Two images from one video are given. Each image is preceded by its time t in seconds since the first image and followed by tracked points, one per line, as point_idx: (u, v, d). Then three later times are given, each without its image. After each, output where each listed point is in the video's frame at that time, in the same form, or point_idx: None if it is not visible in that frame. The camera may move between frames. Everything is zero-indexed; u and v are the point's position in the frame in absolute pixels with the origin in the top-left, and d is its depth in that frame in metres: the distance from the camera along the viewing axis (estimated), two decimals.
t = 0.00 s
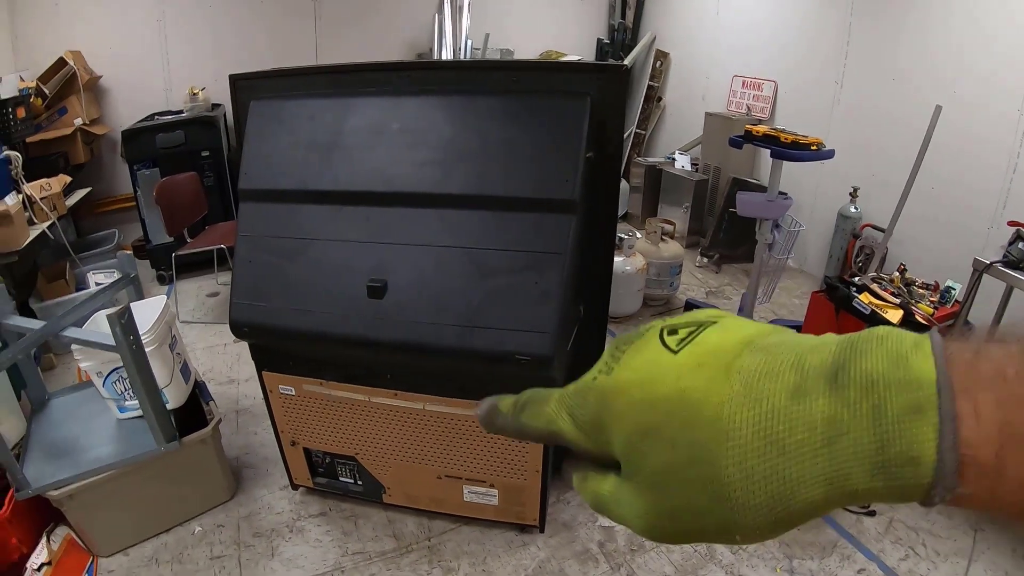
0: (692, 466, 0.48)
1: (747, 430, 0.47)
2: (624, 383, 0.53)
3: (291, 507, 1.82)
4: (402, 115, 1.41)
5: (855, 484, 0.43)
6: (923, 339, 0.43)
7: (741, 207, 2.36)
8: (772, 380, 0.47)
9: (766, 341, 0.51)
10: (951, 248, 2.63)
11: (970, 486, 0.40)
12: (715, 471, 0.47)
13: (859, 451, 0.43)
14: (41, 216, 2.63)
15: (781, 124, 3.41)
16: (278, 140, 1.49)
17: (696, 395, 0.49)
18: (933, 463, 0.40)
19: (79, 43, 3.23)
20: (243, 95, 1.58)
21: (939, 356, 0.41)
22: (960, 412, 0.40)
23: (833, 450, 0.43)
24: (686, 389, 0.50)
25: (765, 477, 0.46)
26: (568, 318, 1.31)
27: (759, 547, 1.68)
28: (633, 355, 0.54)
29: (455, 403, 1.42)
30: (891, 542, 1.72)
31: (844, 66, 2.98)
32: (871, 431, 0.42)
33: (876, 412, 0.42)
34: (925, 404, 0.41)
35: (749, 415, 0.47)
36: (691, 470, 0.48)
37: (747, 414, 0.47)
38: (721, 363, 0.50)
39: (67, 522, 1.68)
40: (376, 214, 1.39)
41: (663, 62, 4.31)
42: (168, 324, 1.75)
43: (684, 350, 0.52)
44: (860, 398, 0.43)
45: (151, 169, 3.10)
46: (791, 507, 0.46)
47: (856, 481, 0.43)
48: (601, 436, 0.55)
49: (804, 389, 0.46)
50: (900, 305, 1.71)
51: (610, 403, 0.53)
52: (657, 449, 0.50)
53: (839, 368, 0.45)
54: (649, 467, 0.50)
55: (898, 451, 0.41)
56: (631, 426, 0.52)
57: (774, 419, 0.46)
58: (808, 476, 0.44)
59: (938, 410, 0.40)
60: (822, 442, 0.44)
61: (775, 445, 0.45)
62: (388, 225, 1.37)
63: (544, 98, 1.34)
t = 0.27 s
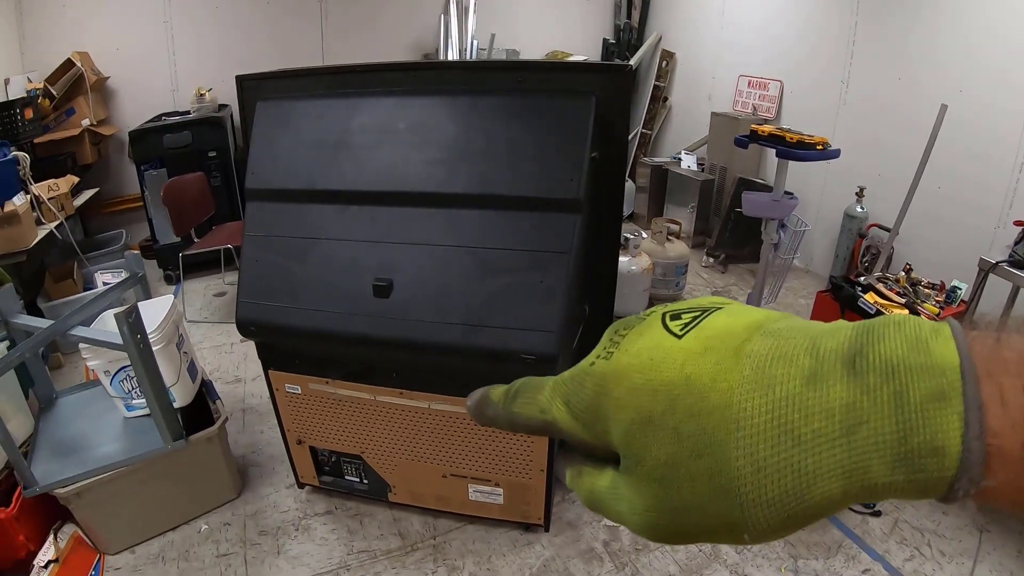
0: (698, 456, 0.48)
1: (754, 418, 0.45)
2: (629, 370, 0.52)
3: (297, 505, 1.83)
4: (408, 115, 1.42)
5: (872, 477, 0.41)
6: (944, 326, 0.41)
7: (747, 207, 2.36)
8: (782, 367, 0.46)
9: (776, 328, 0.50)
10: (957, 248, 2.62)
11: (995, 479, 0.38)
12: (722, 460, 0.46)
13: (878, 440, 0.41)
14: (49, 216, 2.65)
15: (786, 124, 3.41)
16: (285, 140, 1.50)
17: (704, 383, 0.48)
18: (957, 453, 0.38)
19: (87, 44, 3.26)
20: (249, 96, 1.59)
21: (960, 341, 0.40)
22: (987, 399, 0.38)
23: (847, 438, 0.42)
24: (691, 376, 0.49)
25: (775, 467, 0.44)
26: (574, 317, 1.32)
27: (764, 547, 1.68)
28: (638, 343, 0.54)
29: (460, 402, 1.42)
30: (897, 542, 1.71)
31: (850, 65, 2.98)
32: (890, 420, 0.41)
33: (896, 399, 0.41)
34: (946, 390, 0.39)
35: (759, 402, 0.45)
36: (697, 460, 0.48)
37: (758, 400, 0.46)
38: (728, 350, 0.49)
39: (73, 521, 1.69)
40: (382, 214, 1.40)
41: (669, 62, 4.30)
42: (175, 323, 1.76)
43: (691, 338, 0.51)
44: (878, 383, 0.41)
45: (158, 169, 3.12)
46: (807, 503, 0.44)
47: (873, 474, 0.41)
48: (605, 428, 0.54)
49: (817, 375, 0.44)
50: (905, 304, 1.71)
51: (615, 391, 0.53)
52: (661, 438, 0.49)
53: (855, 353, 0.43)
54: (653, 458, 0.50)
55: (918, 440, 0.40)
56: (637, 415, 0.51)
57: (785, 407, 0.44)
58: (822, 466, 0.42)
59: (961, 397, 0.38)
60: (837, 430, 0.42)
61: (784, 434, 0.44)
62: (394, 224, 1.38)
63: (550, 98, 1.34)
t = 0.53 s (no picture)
0: (696, 472, 0.47)
1: (754, 434, 0.44)
2: (627, 384, 0.52)
3: (299, 506, 1.83)
4: (408, 116, 1.42)
5: (877, 496, 0.40)
6: (952, 338, 0.40)
7: (748, 207, 2.36)
8: (783, 382, 0.45)
9: (778, 341, 0.49)
10: (959, 248, 2.62)
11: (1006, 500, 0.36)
12: (721, 477, 0.45)
13: (884, 458, 0.40)
14: (52, 218, 2.66)
15: (788, 124, 3.40)
16: (286, 142, 1.50)
17: (704, 397, 0.48)
18: (965, 472, 0.37)
19: (89, 47, 3.27)
20: (250, 98, 1.59)
21: (969, 355, 0.39)
22: (999, 413, 0.37)
23: (850, 455, 0.41)
24: (690, 391, 0.48)
25: (777, 485, 0.43)
26: (574, 318, 1.32)
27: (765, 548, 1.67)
28: (637, 356, 0.53)
29: (461, 403, 1.42)
30: (899, 543, 1.71)
31: (852, 65, 2.97)
32: (897, 438, 0.39)
33: (904, 416, 0.39)
34: (956, 406, 0.38)
35: (759, 418, 0.45)
36: (695, 476, 0.47)
37: (759, 416, 0.45)
38: (729, 365, 0.48)
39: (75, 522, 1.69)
40: (382, 215, 1.40)
41: (671, 62, 4.32)
42: (177, 325, 1.76)
43: (692, 352, 0.51)
44: (883, 399, 0.40)
45: (160, 171, 3.13)
46: (811, 523, 0.43)
47: (879, 493, 0.40)
48: (602, 443, 0.54)
49: (821, 390, 0.43)
50: (906, 304, 1.71)
51: (613, 405, 0.52)
52: (660, 454, 0.49)
53: (861, 367, 0.42)
54: (651, 473, 0.49)
55: (924, 457, 0.38)
56: (635, 429, 0.50)
57: (788, 423, 0.43)
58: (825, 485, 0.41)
59: (971, 412, 0.37)
60: (842, 447, 0.41)
61: (786, 452, 0.43)
62: (394, 226, 1.38)
63: (549, 99, 1.34)
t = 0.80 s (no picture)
0: (648, 466, 0.40)
1: (723, 419, 0.39)
2: (564, 355, 0.43)
3: (300, 506, 1.83)
4: (407, 117, 1.43)
5: (858, 497, 0.37)
6: (950, 315, 0.38)
7: (748, 205, 2.36)
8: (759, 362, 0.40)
9: (744, 317, 0.44)
10: (960, 246, 2.61)
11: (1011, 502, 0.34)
12: (680, 471, 0.39)
13: (873, 454, 0.36)
14: (53, 220, 2.67)
15: (788, 122, 3.40)
16: (286, 143, 1.50)
17: (663, 378, 0.41)
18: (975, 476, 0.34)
19: (90, 49, 3.28)
20: (250, 99, 1.59)
21: (971, 332, 0.37)
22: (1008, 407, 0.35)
23: (838, 450, 0.37)
24: (645, 368, 0.41)
25: (749, 478, 0.38)
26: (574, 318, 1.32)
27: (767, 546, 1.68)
28: (579, 323, 0.45)
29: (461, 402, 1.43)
30: (900, 541, 1.71)
31: (852, 63, 2.97)
32: (889, 433, 0.36)
33: (898, 407, 0.36)
34: (961, 397, 0.35)
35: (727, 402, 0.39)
36: (646, 468, 0.40)
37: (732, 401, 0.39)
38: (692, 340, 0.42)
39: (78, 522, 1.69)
40: (381, 216, 1.40)
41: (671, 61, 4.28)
42: (178, 325, 1.77)
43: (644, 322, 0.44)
44: (872, 387, 0.37)
45: (161, 173, 3.13)
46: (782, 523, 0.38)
47: (863, 493, 0.37)
48: (520, 434, 0.45)
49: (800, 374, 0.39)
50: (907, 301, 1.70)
51: (544, 384, 0.43)
52: (600, 440, 0.41)
53: (847, 350, 0.39)
54: (589, 465, 0.41)
55: (920, 450, 0.36)
56: (569, 410, 0.42)
57: (763, 407, 0.39)
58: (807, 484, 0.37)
59: (980, 403, 0.35)
60: (824, 440, 0.37)
61: (760, 442, 0.38)
62: (394, 226, 1.39)
63: (549, 99, 1.34)
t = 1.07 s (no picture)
0: (680, 255, 0.41)
1: (752, 218, 0.41)
2: (614, 159, 0.44)
3: (301, 508, 1.84)
4: (405, 120, 1.43)
5: (871, 288, 0.39)
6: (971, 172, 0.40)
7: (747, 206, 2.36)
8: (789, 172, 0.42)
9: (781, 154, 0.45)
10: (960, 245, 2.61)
11: None
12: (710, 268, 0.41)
13: (884, 248, 0.39)
14: (53, 224, 2.68)
15: (787, 123, 3.40)
16: (284, 147, 1.51)
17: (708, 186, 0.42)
18: (982, 281, 0.37)
19: (90, 53, 3.29)
20: (248, 103, 1.59)
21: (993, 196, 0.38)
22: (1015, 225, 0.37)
23: (859, 242, 0.39)
24: (688, 168, 0.43)
25: (778, 268, 0.40)
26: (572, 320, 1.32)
27: (767, 546, 1.68)
28: (628, 137, 0.45)
29: (461, 404, 1.43)
30: (900, 541, 1.71)
31: (850, 63, 2.97)
32: (905, 230, 0.39)
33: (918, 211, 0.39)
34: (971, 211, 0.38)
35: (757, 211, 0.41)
36: (680, 262, 0.41)
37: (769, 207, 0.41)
38: (730, 156, 0.43)
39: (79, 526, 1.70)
40: (380, 219, 1.40)
41: (669, 62, 4.28)
42: (178, 329, 1.77)
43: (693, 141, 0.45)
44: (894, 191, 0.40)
45: (161, 176, 3.14)
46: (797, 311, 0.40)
47: (878, 283, 0.39)
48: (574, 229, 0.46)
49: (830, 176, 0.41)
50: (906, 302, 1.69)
51: (596, 182, 0.44)
52: (644, 229, 0.42)
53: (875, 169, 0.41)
54: (626, 250, 0.42)
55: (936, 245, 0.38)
56: (616, 196, 0.43)
57: (794, 207, 0.41)
58: (826, 271, 0.39)
59: (990, 219, 0.37)
60: (848, 229, 0.40)
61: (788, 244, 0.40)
62: (393, 229, 1.39)
63: (546, 102, 1.35)
